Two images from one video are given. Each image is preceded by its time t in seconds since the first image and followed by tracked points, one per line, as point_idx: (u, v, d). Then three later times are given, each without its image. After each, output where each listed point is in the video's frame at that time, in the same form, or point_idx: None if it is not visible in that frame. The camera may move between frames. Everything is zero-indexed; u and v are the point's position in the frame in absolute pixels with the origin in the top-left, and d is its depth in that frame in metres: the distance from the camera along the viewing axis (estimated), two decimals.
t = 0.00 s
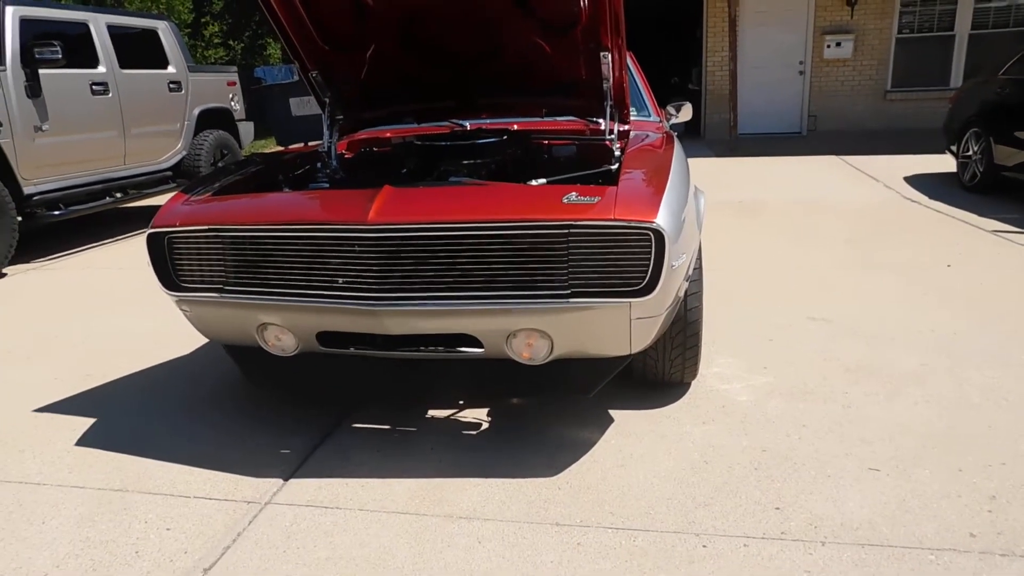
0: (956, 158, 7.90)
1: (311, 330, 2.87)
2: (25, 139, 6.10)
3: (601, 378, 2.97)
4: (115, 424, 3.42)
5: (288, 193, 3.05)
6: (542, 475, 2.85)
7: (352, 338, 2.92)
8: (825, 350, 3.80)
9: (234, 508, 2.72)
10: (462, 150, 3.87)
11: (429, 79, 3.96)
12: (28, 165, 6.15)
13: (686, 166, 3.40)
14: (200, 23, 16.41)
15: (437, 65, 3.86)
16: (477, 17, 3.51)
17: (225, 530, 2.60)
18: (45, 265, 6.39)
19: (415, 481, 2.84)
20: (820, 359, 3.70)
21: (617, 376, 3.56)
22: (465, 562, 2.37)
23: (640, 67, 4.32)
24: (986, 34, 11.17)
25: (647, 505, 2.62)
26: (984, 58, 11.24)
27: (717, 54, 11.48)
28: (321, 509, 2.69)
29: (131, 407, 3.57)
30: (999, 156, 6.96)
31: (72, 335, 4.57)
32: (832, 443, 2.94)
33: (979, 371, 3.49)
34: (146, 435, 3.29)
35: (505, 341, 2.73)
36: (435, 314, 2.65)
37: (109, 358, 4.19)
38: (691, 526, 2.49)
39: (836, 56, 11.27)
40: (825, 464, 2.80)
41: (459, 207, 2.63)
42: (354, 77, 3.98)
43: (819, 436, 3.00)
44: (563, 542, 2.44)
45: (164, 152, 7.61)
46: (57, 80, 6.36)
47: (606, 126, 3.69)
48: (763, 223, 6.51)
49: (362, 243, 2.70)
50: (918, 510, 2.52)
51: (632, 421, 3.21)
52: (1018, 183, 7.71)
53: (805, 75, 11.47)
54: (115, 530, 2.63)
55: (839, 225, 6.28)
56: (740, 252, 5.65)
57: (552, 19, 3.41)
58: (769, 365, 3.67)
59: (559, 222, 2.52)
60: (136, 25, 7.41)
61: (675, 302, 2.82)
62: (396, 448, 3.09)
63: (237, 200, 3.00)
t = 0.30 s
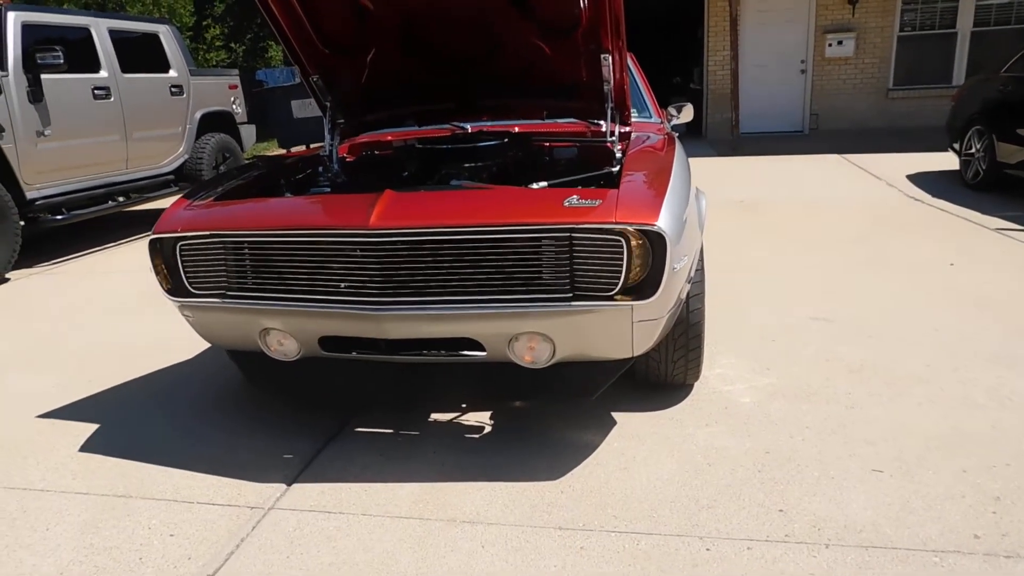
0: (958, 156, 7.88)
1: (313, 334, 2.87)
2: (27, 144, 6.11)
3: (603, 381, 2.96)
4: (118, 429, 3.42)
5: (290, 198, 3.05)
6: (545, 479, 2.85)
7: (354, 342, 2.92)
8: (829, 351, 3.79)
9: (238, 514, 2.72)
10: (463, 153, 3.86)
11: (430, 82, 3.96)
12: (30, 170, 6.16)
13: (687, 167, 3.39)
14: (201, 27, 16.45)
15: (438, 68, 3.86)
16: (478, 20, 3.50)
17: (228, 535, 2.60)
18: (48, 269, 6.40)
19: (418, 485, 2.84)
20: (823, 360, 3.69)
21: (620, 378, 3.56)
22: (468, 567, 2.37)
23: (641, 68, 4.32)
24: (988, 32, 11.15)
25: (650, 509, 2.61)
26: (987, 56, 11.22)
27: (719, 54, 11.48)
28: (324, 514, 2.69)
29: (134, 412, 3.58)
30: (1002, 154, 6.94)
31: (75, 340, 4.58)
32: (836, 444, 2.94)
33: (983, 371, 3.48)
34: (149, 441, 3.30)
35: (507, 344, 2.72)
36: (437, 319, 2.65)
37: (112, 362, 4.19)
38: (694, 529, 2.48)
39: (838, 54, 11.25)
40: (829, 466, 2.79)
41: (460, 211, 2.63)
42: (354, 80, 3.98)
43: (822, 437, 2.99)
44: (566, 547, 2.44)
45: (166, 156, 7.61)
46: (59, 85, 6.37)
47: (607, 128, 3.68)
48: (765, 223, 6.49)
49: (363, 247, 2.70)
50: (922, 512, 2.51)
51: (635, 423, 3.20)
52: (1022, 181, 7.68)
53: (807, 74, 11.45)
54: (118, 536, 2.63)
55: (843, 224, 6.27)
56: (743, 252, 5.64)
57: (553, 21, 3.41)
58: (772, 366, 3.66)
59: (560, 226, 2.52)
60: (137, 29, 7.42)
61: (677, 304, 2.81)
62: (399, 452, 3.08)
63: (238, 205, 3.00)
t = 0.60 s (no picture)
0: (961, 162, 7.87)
1: (315, 342, 2.86)
2: (30, 151, 6.12)
3: (606, 389, 2.96)
4: (120, 437, 3.41)
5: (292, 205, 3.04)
6: (548, 487, 2.84)
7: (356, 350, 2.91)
8: (832, 358, 3.78)
9: (239, 523, 2.72)
10: (465, 160, 3.86)
11: (433, 89, 3.96)
12: (33, 176, 6.17)
13: (689, 174, 3.39)
14: (205, 33, 16.52)
15: (440, 75, 3.86)
16: (481, 27, 3.50)
17: (230, 544, 2.59)
18: (50, 275, 6.41)
19: (420, 494, 2.83)
20: (827, 367, 3.68)
21: (622, 386, 3.55)
22: None
23: (643, 75, 4.31)
24: (990, 37, 11.16)
25: (653, 518, 2.60)
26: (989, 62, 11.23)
27: (721, 60, 11.49)
28: (325, 523, 2.68)
29: (136, 420, 3.58)
30: (1004, 160, 6.94)
31: (78, 347, 4.58)
32: (840, 453, 2.93)
33: (987, 379, 3.46)
34: (150, 449, 3.29)
35: (509, 353, 2.72)
36: (439, 327, 2.65)
37: (114, 370, 4.19)
38: (698, 539, 2.47)
39: (840, 60, 11.26)
40: (832, 475, 2.78)
41: (462, 220, 2.62)
42: (357, 88, 3.98)
43: (826, 446, 2.98)
44: (568, 556, 2.43)
45: (168, 162, 7.62)
46: (62, 91, 6.38)
47: (609, 135, 3.68)
48: (768, 229, 6.49)
49: (365, 255, 2.69)
50: (927, 522, 2.49)
51: (638, 431, 3.19)
52: None
53: (809, 80, 11.45)
54: (120, 544, 2.63)
55: (845, 231, 6.26)
56: (746, 259, 5.63)
57: (556, 29, 3.41)
58: (775, 373, 3.65)
59: (562, 235, 2.51)
60: (141, 35, 7.43)
61: (679, 313, 2.81)
62: (402, 460, 3.08)
63: (240, 213, 2.99)
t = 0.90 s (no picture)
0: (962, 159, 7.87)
1: (315, 341, 2.86)
2: (30, 149, 6.11)
3: (605, 387, 2.96)
4: (120, 435, 3.42)
5: (292, 204, 3.04)
6: (547, 485, 2.84)
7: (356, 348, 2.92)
8: (831, 355, 3.78)
9: (239, 521, 2.72)
10: (464, 158, 3.86)
11: (432, 87, 3.95)
12: (33, 174, 6.17)
13: (689, 172, 3.39)
14: (204, 30, 16.50)
15: (440, 73, 3.85)
16: (480, 25, 3.50)
17: (230, 543, 2.60)
18: (50, 274, 6.41)
19: (419, 492, 2.84)
20: (826, 364, 3.68)
21: (622, 384, 3.55)
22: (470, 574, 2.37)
23: (642, 72, 4.31)
24: (991, 33, 11.15)
25: (652, 516, 2.61)
26: (990, 58, 11.21)
27: (721, 56, 11.48)
28: (325, 521, 2.69)
29: (136, 418, 3.58)
30: (1005, 156, 6.93)
31: (78, 345, 4.58)
32: (839, 451, 2.93)
33: (988, 376, 3.46)
34: (151, 447, 3.30)
35: (508, 351, 2.72)
36: (439, 325, 2.65)
37: (113, 369, 4.19)
38: (697, 537, 2.48)
39: (840, 56, 11.24)
40: (831, 473, 2.79)
41: (461, 218, 2.62)
42: (356, 86, 3.98)
43: (824, 443, 2.99)
44: (567, 554, 2.44)
45: (168, 160, 7.62)
46: (61, 89, 6.37)
47: (608, 133, 3.67)
48: (769, 226, 6.48)
49: (365, 254, 2.70)
50: (924, 519, 2.50)
51: (637, 429, 3.20)
52: None
53: (809, 76, 11.43)
54: (120, 543, 2.63)
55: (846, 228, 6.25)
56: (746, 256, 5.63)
57: (555, 26, 3.40)
58: (774, 371, 3.65)
59: (561, 232, 2.51)
60: (140, 33, 7.43)
61: (678, 311, 2.82)
62: (401, 458, 3.08)
63: (240, 212, 3.00)
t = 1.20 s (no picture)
0: (965, 152, 7.84)
1: (319, 343, 2.87)
2: (35, 153, 6.13)
3: (607, 386, 2.97)
4: (126, 438, 3.44)
5: (294, 206, 3.05)
6: (551, 484, 2.85)
7: (360, 349, 2.93)
8: (835, 352, 3.78)
9: (245, 523, 2.74)
10: (466, 158, 3.86)
11: (433, 88, 3.95)
12: (38, 178, 6.19)
13: (690, 169, 3.39)
14: (206, 31, 16.52)
15: (441, 73, 3.86)
16: (481, 25, 3.50)
17: (236, 545, 2.61)
18: (56, 277, 6.44)
19: (424, 492, 2.84)
20: (830, 361, 3.68)
21: (625, 382, 3.55)
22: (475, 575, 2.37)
23: (643, 70, 4.30)
24: (995, 25, 11.10)
25: (657, 515, 2.61)
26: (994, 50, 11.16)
27: (724, 51, 11.46)
28: (331, 522, 2.70)
29: (142, 421, 3.60)
30: (1010, 149, 6.91)
31: (83, 348, 4.60)
32: (843, 448, 2.92)
33: (993, 372, 3.45)
34: (157, 449, 3.31)
35: (511, 351, 2.73)
36: (442, 326, 2.66)
37: (118, 371, 4.21)
38: (701, 535, 2.48)
39: (843, 50, 11.21)
40: (836, 470, 2.78)
41: (463, 219, 2.62)
42: (357, 87, 3.99)
43: (829, 440, 2.98)
44: (571, 554, 2.44)
45: (171, 162, 7.64)
46: (65, 93, 6.39)
47: (610, 131, 3.66)
48: (772, 222, 6.47)
49: (367, 256, 2.70)
50: (929, 516, 2.50)
51: (641, 427, 3.20)
52: None
53: (812, 70, 11.39)
54: (127, 545, 2.65)
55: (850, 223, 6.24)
56: (750, 252, 5.62)
57: (555, 26, 3.40)
58: (778, 368, 3.65)
59: (563, 233, 2.51)
60: (142, 36, 7.44)
61: (681, 310, 2.82)
62: (406, 458, 3.09)
63: (243, 215, 3.00)
